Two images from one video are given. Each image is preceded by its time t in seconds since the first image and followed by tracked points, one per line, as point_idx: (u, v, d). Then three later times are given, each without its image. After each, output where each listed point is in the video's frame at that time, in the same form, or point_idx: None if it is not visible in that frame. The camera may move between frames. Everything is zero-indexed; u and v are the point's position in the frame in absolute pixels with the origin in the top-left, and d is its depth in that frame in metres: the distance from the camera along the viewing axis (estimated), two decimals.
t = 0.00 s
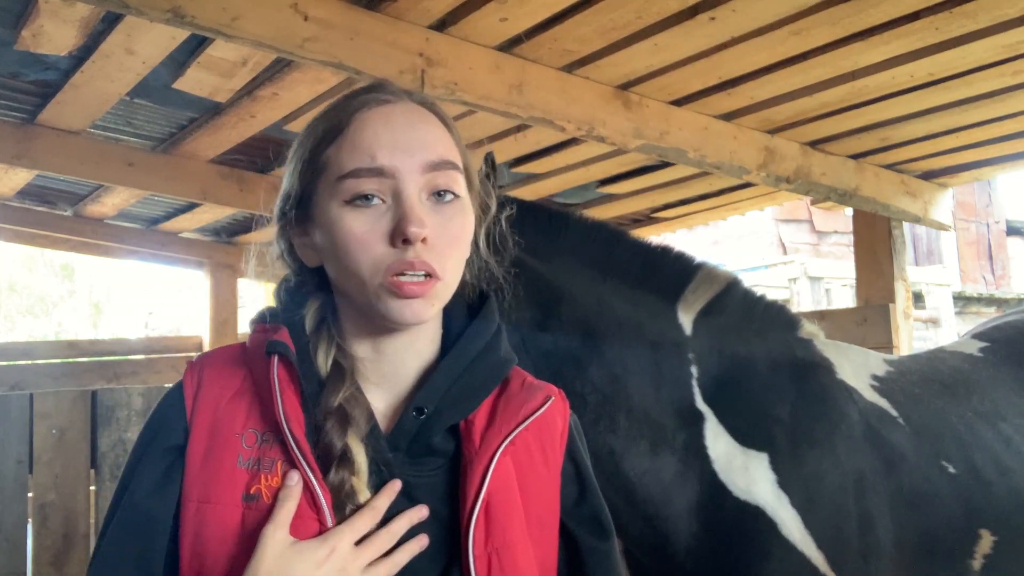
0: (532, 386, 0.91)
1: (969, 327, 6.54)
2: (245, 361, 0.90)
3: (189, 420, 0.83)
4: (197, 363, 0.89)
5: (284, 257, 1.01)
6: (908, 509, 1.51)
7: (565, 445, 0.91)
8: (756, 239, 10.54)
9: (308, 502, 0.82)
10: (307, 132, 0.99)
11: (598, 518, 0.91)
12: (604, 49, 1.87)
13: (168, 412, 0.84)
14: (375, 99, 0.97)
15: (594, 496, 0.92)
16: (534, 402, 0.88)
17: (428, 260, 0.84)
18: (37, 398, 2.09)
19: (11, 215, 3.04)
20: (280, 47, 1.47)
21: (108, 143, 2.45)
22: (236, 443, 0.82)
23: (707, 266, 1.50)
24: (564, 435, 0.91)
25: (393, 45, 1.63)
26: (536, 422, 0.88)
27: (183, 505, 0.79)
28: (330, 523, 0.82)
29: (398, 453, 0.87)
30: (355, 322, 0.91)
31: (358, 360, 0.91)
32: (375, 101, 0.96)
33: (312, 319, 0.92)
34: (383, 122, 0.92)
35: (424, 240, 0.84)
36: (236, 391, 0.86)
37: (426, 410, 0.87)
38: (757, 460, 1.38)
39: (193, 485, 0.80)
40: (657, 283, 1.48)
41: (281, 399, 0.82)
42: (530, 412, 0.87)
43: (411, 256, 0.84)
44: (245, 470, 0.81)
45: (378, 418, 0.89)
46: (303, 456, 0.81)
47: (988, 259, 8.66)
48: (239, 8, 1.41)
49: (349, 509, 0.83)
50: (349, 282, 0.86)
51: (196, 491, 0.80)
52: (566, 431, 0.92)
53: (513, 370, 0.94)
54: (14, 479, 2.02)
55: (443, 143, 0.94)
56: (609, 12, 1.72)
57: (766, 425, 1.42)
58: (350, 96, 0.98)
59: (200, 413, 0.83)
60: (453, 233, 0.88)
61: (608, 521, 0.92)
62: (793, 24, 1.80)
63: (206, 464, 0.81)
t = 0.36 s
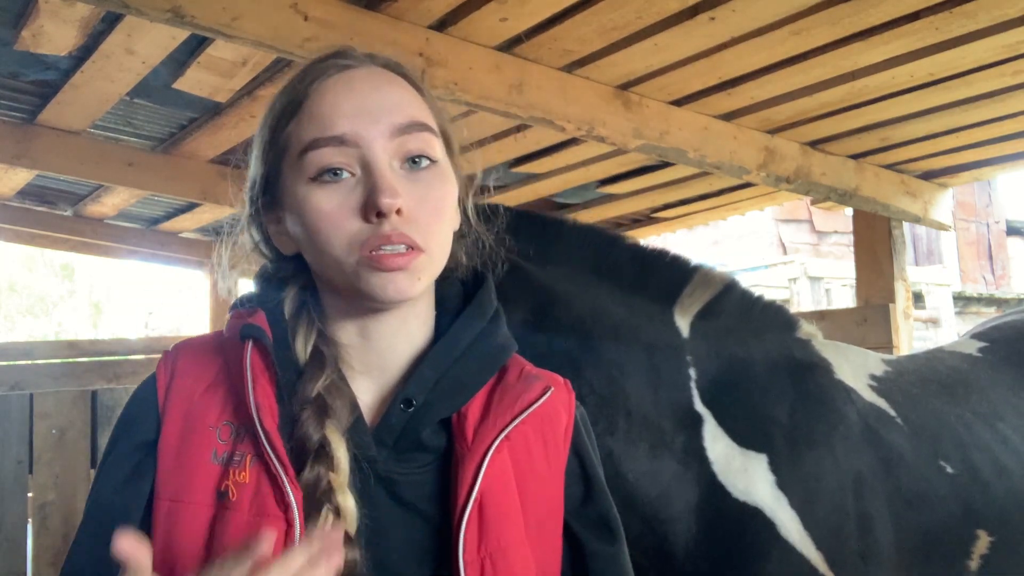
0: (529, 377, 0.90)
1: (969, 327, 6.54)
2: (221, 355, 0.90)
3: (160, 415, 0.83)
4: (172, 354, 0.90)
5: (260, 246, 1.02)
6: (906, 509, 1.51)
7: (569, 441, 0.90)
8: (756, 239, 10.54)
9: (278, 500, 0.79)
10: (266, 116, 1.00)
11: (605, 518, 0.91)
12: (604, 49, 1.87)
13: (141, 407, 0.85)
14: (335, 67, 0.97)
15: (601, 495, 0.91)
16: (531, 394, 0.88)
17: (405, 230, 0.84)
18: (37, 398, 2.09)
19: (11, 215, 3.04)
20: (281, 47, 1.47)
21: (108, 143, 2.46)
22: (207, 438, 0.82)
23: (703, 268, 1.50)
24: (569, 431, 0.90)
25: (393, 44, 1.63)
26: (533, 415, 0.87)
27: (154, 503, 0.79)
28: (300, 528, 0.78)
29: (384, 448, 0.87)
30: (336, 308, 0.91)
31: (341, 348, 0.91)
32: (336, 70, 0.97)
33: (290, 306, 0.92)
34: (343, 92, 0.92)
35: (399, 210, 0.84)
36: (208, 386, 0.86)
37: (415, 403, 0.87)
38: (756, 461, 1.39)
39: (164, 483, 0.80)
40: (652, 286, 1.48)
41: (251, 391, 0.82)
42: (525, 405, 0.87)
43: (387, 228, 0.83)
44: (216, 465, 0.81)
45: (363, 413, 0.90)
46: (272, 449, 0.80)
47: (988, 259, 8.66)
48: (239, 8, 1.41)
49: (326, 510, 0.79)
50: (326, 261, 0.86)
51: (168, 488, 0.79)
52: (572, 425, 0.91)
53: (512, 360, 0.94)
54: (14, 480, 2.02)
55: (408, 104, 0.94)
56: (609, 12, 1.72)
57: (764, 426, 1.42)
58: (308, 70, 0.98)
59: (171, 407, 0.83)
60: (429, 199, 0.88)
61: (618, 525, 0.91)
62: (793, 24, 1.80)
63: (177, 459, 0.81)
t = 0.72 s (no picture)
0: (527, 391, 0.90)
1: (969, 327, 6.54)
2: (197, 364, 0.91)
3: (131, 428, 0.84)
4: (146, 362, 0.90)
5: (256, 227, 1.05)
6: (907, 509, 1.51)
7: (569, 461, 0.90)
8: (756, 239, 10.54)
9: (248, 518, 0.78)
10: (286, 87, 0.99)
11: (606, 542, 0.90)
12: (604, 49, 1.87)
13: (110, 418, 0.85)
14: (365, 53, 0.96)
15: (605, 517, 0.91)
16: (526, 411, 0.87)
17: (414, 245, 0.84)
18: (37, 398, 2.10)
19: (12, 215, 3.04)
20: (281, 47, 1.48)
21: (108, 142, 2.46)
22: (178, 454, 0.82)
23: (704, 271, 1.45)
24: (569, 451, 0.90)
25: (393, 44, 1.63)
26: (526, 434, 0.87)
27: (123, 521, 0.80)
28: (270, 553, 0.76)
29: (368, 465, 0.87)
30: (328, 315, 0.92)
31: (326, 358, 0.92)
32: (364, 56, 0.96)
33: (274, 308, 0.93)
34: (372, 86, 0.91)
35: (411, 224, 0.84)
36: (181, 398, 0.87)
37: (401, 417, 0.87)
38: (756, 466, 1.39)
39: (133, 500, 0.80)
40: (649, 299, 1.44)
41: (222, 403, 0.82)
42: (518, 423, 0.87)
43: (396, 242, 0.83)
44: (186, 481, 0.81)
45: (346, 428, 0.89)
46: (242, 466, 0.79)
47: (988, 259, 8.65)
48: (238, 8, 1.42)
49: (301, 533, 0.79)
50: (326, 263, 0.86)
51: (136, 505, 0.80)
52: (573, 445, 0.91)
53: (511, 372, 0.94)
54: (14, 480, 2.02)
55: (435, 107, 0.93)
56: (609, 12, 1.72)
57: (764, 429, 1.43)
58: (337, 51, 0.97)
59: (142, 421, 0.84)
60: (444, 212, 0.88)
61: (619, 548, 0.91)
62: (793, 24, 1.80)
63: (147, 475, 0.81)
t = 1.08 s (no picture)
0: (535, 390, 0.90)
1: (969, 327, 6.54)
2: (186, 361, 0.91)
3: (120, 426, 0.84)
4: (135, 358, 0.90)
5: (259, 205, 1.06)
6: (906, 508, 1.51)
7: (579, 460, 0.90)
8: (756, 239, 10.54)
9: (243, 520, 0.78)
10: (301, 63, 0.99)
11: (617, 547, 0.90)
12: (604, 49, 1.87)
13: (95, 415, 0.85)
14: (390, 37, 0.96)
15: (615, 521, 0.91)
16: (534, 411, 0.88)
17: (424, 242, 0.84)
18: (37, 397, 2.10)
19: (12, 215, 3.04)
20: (281, 47, 1.47)
21: (108, 143, 2.46)
22: (168, 453, 0.83)
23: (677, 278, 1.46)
24: (579, 450, 0.90)
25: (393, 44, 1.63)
26: (534, 434, 0.87)
27: (110, 522, 0.79)
28: (267, 553, 0.76)
29: (368, 465, 0.87)
30: (327, 309, 0.92)
31: (326, 353, 0.92)
32: (388, 40, 0.95)
33: (272, 296, 0.94)
34: (397, 73, 0.91)
35: (423, 222, 0.84)
36: (171, 395, 0.87)
37: (403, 415, 0.87)
38: (751, 466, 1.40)
39: (120, 501, 0.80)
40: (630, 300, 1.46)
41: (216, 399, 0.82)
42: (526, 423, 0.87)
43: (406, 238, 0.83)
44: (178, 480, 0.81)
45: (346, 427, 0.90)
46: (237, 464, 0.79)
47: (988, 258, 8.65)
48: (238, 8, 1.42)
49: (298, 532, 0.79)
50: (331, 252, 0.85)
51: (124, 507, 0.79)
52: (582, 444, 0.91)
53: (518, 372, 0.94)
54: (14, 480, 2.02)
55: (461, 101, 0.93)
56: (609, 13, 1.72)
57: (762, 428, 1.43)
58: (356, 32, 0.97)
59: (131, 419, 0.84)
60: (457, 209, 0.88)
61: (630, 552, 0.90)
62: (792, 24, 1.80)
63: (135, 476, 0.81)
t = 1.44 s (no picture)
0: (552, 392, 0.91)
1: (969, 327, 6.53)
2: (200, 359, 0.91)
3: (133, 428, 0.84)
4: (145, 357, 0.90)
5: (269, 205, 1.06)
6: (904, 507, 1.51)
7: (593, 461, 0.92)
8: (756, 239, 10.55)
9: (263, 524, 0.78)
10: (312, 59, 0.99)
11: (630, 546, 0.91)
12: (604, 49, 1.87)
13: (107, 417, 0.85)
14: (403, 29, 0.96)
15: (629, 520, 0.92)
16: (552, 413, 0.89)
17: (446, 241, 0.84)
18: (37, 397, 2.10)
19: (12, 215, 3.05)
20: (281, 47, 1.48)
21: (108, 142, 2.46)
22: (185, 454, 0.83)
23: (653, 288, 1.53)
24: (592, 450, 0.92)
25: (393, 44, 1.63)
26: (551, 436, 0.88)
27: (126, 523, 0.80)
28: (289, 560, 0.76)
29: (385, 469, 0.87)
30: (343, 311, 0.92)
31: (343, 356, 0.93)
32: (399, 32, 0.95)
33: (287, 298, 0.93)
34: (412, 68, 0.90)
35: (445, 220, 0.84)
36: (186, 394, 0.87)
37: (419, 417, 0.88)
38: (744, 466, 1.39)
39: (136, 502, 0.80)
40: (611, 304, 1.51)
41: (234, 402, 0.82)
42: (544, 425, 0.88)
43: (429, 237, 0.83)
44: (195, 482, 0.81)
45: (362, 429, 0.91)
46: (256, 469, 0.79)
47: (988, 259, 8.65)
48: (239, 8, 1.42)
49: (318, 539, 0.79)
50: (351, 251, 0.85)
51: (140, 508, 0.80)
52: (596, 443, 0.93)
53: (534, 368, 0.96)
54: (14, 480, 2.04)
55: (477, 95, 0.93)
56: (609, 12, 1.72)
57: (754, 428, 1.43)
58: (367, 26, 0.96)
59: (145, 421, 0.84)
60: (477, 206, 0.88)
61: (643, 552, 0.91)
62: (792, 24, 1.80)
63: (151, 477, 0.81)
